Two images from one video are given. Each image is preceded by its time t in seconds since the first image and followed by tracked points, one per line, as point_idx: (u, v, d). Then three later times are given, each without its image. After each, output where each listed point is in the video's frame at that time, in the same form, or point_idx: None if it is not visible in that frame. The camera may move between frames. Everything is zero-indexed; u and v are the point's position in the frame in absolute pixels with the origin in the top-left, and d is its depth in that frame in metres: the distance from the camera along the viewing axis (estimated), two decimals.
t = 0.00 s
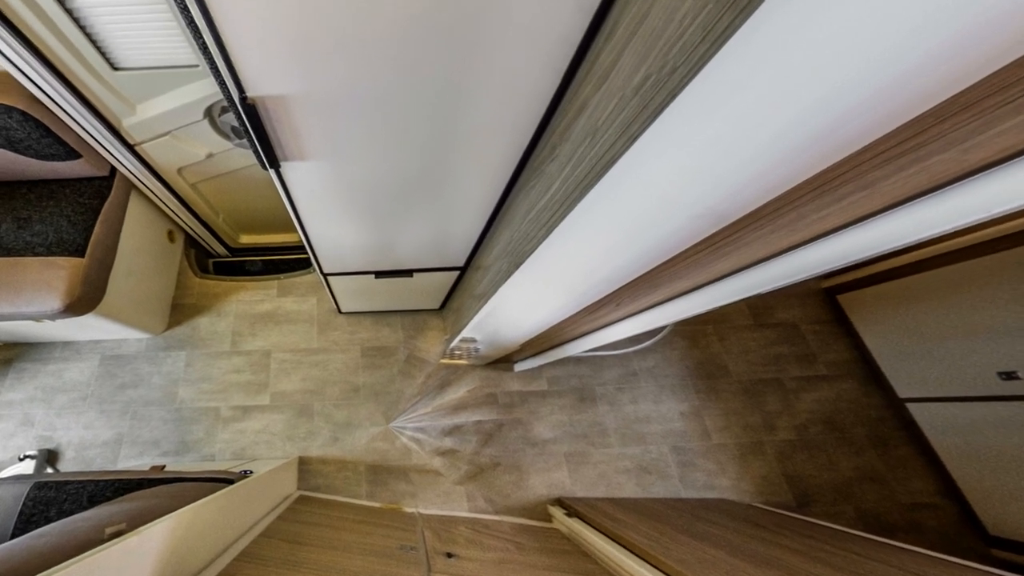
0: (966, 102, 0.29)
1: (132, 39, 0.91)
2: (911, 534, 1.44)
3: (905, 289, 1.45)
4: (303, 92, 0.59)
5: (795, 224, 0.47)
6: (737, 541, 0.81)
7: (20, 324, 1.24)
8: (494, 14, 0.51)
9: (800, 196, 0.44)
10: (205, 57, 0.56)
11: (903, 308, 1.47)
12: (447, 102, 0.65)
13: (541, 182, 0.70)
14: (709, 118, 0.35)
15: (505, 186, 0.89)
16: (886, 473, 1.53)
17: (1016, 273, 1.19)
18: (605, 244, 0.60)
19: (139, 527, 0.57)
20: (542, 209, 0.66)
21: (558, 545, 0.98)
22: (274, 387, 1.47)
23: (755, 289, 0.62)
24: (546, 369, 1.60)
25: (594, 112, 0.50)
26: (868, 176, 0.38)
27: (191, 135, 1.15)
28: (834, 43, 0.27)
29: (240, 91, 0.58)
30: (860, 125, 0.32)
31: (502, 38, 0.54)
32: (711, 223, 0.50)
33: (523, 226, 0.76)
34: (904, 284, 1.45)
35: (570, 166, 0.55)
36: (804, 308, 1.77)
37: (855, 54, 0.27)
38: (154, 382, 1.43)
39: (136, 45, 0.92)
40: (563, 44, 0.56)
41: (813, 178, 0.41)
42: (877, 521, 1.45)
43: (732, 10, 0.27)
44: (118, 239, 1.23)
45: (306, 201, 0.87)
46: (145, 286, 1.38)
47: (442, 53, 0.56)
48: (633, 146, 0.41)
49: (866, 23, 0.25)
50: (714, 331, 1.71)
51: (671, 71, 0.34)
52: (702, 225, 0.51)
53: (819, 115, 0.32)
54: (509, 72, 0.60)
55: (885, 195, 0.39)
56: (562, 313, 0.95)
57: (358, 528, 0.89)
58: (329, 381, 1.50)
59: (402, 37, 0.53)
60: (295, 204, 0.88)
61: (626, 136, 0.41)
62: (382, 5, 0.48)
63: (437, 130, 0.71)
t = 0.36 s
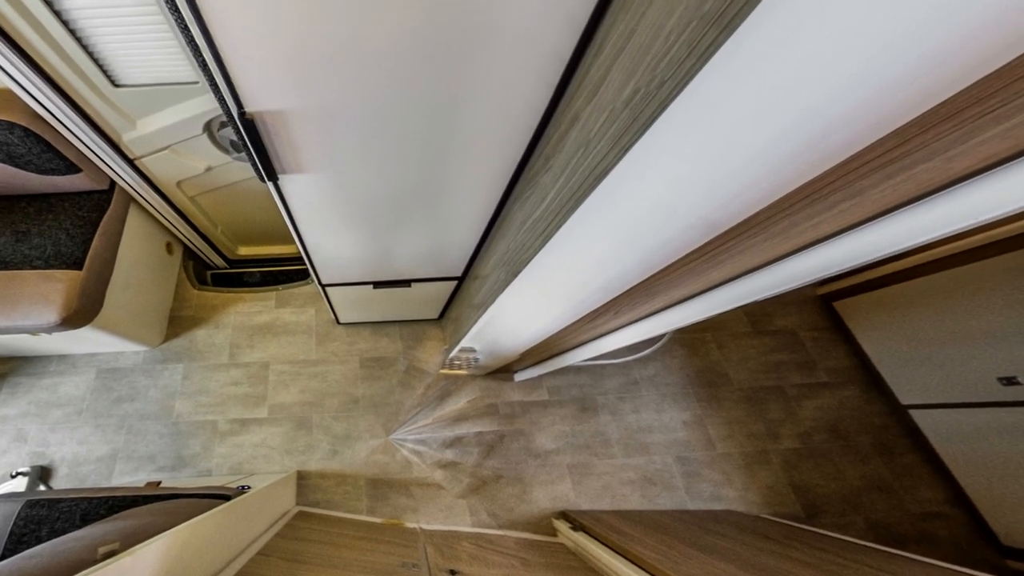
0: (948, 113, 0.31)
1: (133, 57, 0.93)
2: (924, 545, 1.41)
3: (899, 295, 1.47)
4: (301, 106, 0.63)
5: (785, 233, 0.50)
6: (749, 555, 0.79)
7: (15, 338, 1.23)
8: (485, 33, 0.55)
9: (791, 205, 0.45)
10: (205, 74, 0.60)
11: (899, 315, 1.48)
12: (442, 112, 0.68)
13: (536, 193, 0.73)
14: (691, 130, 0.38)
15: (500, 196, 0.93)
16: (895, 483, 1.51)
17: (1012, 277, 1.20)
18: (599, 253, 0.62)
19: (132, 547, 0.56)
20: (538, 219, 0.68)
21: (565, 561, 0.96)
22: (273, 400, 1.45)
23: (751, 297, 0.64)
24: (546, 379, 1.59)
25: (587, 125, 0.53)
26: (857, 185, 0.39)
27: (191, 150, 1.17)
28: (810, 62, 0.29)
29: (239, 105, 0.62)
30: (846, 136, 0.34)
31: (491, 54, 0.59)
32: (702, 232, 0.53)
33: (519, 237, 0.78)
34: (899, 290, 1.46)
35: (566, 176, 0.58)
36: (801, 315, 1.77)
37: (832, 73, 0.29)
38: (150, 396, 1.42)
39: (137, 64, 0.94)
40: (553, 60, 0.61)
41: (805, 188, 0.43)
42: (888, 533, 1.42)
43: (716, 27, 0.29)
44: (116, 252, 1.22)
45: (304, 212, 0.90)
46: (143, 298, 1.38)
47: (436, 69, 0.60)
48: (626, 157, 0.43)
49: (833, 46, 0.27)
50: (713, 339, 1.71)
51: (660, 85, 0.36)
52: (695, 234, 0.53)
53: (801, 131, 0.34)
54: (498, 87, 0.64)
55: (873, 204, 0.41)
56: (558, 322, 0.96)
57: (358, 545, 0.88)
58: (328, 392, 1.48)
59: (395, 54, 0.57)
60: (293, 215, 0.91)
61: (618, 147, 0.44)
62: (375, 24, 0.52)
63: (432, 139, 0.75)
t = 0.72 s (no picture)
0: (930, 123, 0.31)
1: (133, 75, 0.94)
2: (937, 556, 1.38)
3: (897, 302, 1.48)
4: (297, 120, 0.64)
5: (776, 242, 0.50)
6: (760, 570, 0.78)
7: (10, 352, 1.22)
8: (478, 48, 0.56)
9: (782, 213, 0.46)
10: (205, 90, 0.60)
11: (895, 322, 1.49)
12: (436, 126, 0.69)
13: (530, 205, 0.73)
14: (681, 143, 0.38)
15: (494, 208, 0.94)
16: (903, 492, 1.49)
17: (1006, 282, 1.22)
18: (595, 260, 0.62)
19: (125, 568, 0.55)
20: (534, 229, 0.69)
21: None
22: (271, 413, 1.43)
23: (746, 305, 0.63)
24: (546, 389, 1.57)
25: (579, 137, 0.54)
26: (846, 194, 0.40)
27: (190, 163, 1.17)
28: (794, 76, 0.29)
29: (238, 120, 0.62)
30: (833, 146, 0.34)
31: (483, 68, 0.60)
32: (696, 241, 0.53)
33: (516, 247, 0.79)
34: (897, 297, 1.47)
35: (560, 187, 0.59)
36: (799, 322, 1.76)
37: (817, 86, 0.29)
38: (147, 410, 1.40)
39: (138, 81, 0.95)
40: (542, 76, 0.63)
41: (794, 196, 0.43)
42: (899, 544, 1.40)
43: (698, 46, 0.30)
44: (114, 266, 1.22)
45: (301, 224, 0.90)
46: (141, 310, 1.37)
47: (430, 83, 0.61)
48: (616, 169, 0.44)
49: (817, 60, 0.28)
50: (712, 347, 1.70)
51: (648, 99, 0.37)
52: (688, 243, 0.53)
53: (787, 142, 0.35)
54: (491, 99, 0.65)
55: (859, 213, 0.41)
56: (557, 331, 0.96)
57: (358, 563, 0.86)
58: (327, 405, 1.46)
59: (389, 70, 0.58)
60: (291, 228, 0.91)
61: (609, 159, 0.45)
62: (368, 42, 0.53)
63: (427, 152, 0.75)
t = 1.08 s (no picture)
0: (913, 134, 0.32)
1: (134, 91, 0.94)
2: (949, 568, 1.36)
3: (893, 309, 1.48)
4: (296, 134, 0.65)
5: (769, 250, 0.50)
6: None
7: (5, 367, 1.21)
8: (473, 63, 0.57)
9: (774, 222, 0.47)
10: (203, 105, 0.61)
11: (890, 329, 1.50)
12: (432, 138, 0.70)
13: (527, 215, 0.74)
14: (673, 154, 0.40)
15: (490, 220, 0.94)
16: (911, 502, 1.47)
17: (999, 288, 1.24)
18: (593, 268, 0.64)
19: None
20: (531, 238, 0.69)
21: None
22: (268, 426, 1.41)
23: (744, 313, 0.63)
24: (547, 399, 1.55)
25: (572, 149, 0.55)
26: (835, 203, 0.41)
27: (188, 176, 1.16)
28: (781, 87, 0.31)
29: (235, 134, 0.63)
30: (820, 156, 0.36)
31: (477, 84, 0.61)
32: (692, 249, 0.54)
33: (513, 256, 0.79)
34: (894, 304, 1.48)
35: (555, 197, 0.60)
36: (797, 330, 1.75)
37: (803, 96, 0.31)
38: (142, 425, 1.38)
39: (138, 96, 0.95)
40: (536, 93, 0.64)
41: (785, 205, 0.44)
42: (910, 556, 1.38)
43: (686, 61, 0.31)
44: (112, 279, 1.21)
45: (300, 237, 0.91)
46: (138, 322, 1.36)
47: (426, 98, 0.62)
48: (610, 179, 0.45)
49: (803, 71, 0.29)
50: (712, 355, 1.69)
51: (637, 113, 0.39)
52: (684, 252, 0.55)
53: (777, 149, 0.36)
54: (485, 112, 0.66)
55: (849, 223, 0.41)
56: (556, 341, 0.96)
57: None
58: (325, 418, 1.44)
59: (387, 85, 0.59)
60: (290, 242, 0.91)
61: (602, 170, 0.46)
62: (366, 58, 0.54)
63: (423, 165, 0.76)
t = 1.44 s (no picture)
0: (898, 144, 0.33)
1: (135, 108, 0.94)
2: None
3: (888, 316, 1.48)
4: (294, 149, 0.66)
5: (761, 259, 0.51)
6: None
7: None
8: (467, 81, 0.58)
9: (766, 233, 0.48)
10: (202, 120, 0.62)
11: (886, 337, 1.51)
12: (427, 154, 0.71)
13: (522, 227, 0.74)
14: (664, 166, 0.40)
15: (485, 233, 0.94)
16: (921, 513, 1.45)
17: (992, 294, 1.24)
18: (589, 279, 0.64)
19: None
20: (526, 250, 0.69)
21: None
22: (266, 441, 1.39)
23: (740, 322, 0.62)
24: (548, 411, 1.54)
25: (565, 162, 0.56)
26: (826, 212, 0.41)
27: (185, 190, 1.15)
28: (763, 102, 0.31)
29: (234, 150, 0.64)
30: (806, 168, 0.37)
31: (471, 99, 0.61)
32: (685, 261, 0.55)
33: (509, 268, 0.79)
34: (886, 310, 1.48)
35: (549, 209, 0.60)
36: (795, 338, 1.75)
37: (787, 110, 0.32)
38: (137, 441, 1.35)
39: (139, 113, 0.96)
40: (527, 106, 0.64)
41: (776, 214, 0.45)
42: (923, 569, 1.36)
43: (673, 77, 0.33)
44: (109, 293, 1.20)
45: (297, 251, 0.90)
46: (135, 336, 1.34)
47: (425, 113, 0.63)
48: (602, 191, 0.46)
49: (785, 87, 0.30)
50: (711, 364, 1.68)
51: (628, 126, 0.39)
52: (677, 263, 0.55)
53: (766, 161, 0.37)
54: (479, 128, 0.67)
55: (836, 234, 0.42)
56: (554, 352, 0.95)
57: None
58: (324, 432, 1.42)
59: (383, 102, 0.60)
60: (287, 255, 0.91)
61: (595, 182, 0.46)
62: (363, 77, 0.56)
63: (418, 179, 0.76)
